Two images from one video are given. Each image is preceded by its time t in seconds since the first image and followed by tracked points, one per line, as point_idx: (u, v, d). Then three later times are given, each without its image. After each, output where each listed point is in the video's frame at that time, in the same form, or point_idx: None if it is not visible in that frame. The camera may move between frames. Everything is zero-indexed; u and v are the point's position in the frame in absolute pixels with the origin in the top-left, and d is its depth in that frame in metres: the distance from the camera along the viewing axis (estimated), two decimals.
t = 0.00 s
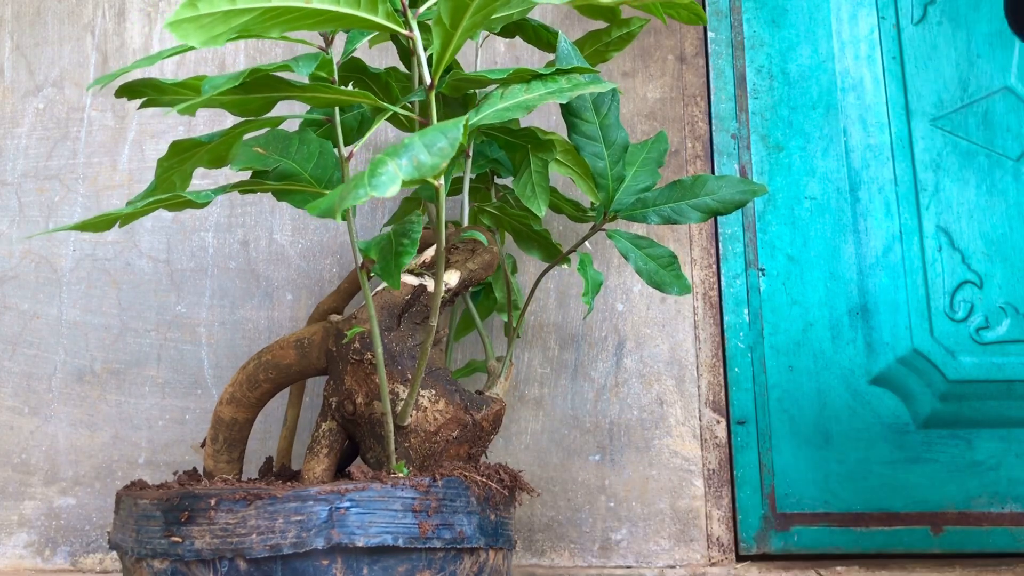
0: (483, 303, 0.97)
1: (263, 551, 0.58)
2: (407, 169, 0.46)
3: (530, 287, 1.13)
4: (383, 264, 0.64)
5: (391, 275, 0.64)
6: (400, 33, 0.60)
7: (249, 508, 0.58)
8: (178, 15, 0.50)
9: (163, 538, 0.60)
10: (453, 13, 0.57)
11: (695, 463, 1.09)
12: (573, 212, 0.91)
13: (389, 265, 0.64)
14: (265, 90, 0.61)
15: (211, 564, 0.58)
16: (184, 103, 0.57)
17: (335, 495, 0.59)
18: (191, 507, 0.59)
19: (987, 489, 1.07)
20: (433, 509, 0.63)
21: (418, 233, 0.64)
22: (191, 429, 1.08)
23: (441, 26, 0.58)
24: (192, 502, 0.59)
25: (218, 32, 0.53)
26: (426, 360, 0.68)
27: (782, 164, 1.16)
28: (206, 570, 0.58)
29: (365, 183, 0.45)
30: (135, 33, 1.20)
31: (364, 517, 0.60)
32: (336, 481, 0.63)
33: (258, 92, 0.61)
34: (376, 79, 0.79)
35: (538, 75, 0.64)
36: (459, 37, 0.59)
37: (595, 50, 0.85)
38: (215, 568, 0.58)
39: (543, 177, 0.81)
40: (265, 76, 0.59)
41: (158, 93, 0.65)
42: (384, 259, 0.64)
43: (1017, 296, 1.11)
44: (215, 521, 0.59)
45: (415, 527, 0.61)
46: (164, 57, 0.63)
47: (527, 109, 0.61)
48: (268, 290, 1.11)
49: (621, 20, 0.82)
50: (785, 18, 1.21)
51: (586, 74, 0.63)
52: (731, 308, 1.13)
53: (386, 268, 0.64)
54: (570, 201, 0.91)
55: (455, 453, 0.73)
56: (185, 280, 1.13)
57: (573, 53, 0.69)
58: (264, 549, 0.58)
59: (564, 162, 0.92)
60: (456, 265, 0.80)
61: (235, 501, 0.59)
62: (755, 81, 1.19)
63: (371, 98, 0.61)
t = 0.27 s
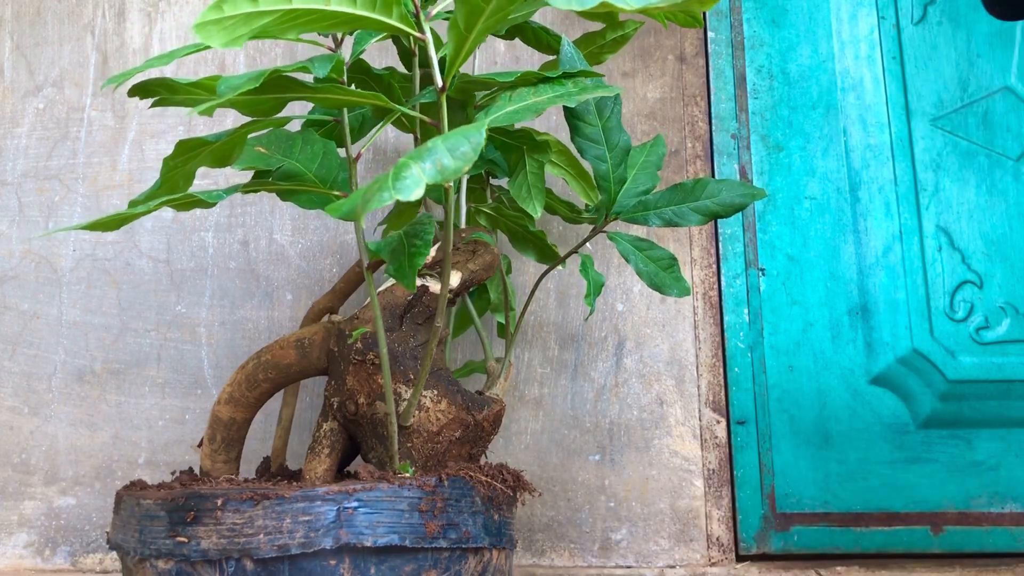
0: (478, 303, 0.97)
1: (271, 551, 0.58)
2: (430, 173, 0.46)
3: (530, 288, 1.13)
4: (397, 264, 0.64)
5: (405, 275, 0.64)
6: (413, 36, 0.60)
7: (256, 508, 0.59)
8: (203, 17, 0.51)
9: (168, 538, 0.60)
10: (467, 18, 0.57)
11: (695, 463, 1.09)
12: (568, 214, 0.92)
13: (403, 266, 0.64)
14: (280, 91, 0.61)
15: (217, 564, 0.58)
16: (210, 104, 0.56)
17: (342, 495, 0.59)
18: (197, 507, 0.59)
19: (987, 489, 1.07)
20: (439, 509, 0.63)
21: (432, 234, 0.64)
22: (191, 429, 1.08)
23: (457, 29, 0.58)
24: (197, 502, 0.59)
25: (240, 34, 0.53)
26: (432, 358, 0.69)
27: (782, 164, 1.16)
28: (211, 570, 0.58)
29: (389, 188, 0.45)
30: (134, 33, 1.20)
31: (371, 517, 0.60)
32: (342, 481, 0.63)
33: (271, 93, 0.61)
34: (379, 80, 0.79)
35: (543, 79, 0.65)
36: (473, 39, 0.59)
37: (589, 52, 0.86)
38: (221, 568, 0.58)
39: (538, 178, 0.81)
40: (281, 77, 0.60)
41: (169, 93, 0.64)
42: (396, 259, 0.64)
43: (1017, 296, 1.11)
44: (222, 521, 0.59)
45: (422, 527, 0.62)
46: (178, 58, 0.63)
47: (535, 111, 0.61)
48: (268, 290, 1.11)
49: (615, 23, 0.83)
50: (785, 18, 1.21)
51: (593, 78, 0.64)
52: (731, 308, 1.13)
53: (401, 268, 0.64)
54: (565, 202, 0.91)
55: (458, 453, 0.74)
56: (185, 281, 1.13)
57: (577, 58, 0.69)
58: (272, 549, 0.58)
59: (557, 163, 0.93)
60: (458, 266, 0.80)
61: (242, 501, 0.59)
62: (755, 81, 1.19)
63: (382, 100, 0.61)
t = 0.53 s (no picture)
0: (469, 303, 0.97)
1: (279, 551, 0.58)
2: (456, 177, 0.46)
3: (530, 288, 1.13)
4: (410, 267, 0.65)
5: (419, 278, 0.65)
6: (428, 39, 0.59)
7: (263, 509, 0.59)
8: (232, 18, 0.51)
9: (174, 538, 0.60)
10: (483, 21, 0.57)
11: (695, 463, 1.09)
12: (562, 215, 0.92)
13: (416, 266, 0.65)
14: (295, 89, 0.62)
15: (225, 564, 0.58)
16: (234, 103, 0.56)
17: (350, 495, 0.60)
18: (203, 507, 0.59)
19: (987, 489, 1.07)
20: (445, 509, 0.63)
21: (444, 236, 0.65)
22: (191, 429, 1.08)
23: (472, 28, 0.58)
24: (204, 502, 0.59)
25: (264, 34, 0.53)
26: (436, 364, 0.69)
27: (782, 164, 1.16)
28: (218, 570, 0.58)
29: (416, 190, 0.44)
30: (134, 33, 1.20)
31: (379, 517, 0.60)
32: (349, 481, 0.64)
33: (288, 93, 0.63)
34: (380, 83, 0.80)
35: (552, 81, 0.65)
36: (487, 41, 0.59)
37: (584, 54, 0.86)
38: (228, 568, 0.58)
39: (534, 180, 0.81)
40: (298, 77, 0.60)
41: (184, 92, 0.65)
42: (409, 260, 0.65)
43: (1017, 296, 1.11)
44: (229, 521, 0.59)
45: (428, 527, 0.62)
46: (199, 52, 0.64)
47: (546, 115, 0.59)
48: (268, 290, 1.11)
49: (610, 26, 0.83)
50: (785, 18, 1.21)
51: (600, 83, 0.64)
52: (731, 308, 1.13)
53: (414, 270, 0.65)
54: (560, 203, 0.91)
55: (460, 453, 0.74)
56: (185, 281, 1.13)
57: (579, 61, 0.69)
58: (280, 549, 0.58)
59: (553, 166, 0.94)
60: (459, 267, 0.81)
61: (249, 502, 0.59)
62: (755, 81, 1.19)
63: (393, 99, 0.61)
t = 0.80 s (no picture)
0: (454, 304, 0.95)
1: (304, 551, 0.58)
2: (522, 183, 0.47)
3: (529, 288, 1.13)
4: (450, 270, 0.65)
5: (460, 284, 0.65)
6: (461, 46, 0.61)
7: (287, 509, 0.59)
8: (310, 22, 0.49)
9: (190, 539, 0.60)
10: (528, 35, 0.60)
11: (695, 463, 1.09)
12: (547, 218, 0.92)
13: (453, 272, 0.65)
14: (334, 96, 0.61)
15: (245, 565, 0.58)
16: (295, 106, 0.54)
17: (374, 495, 0.61)
18: (223, 507, 0.59)
19: (987, 489, 1.07)
20: (462, 509, 0.65)
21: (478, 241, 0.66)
22: (191, 429, 1.08)
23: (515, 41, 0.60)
24: (223, 503, 0.59)
25: (329, 39, 0.52)
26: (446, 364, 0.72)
27: (782, 164, 1.16)
28: (238, 570, 0.58)
29: (488, 200, 0.45)
30: (135, 33, 1.20)
31: (402, 517, 0.61)
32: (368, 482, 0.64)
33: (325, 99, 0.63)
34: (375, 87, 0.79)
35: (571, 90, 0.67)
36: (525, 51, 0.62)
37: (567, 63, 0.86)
38: (248, 568, 0.58)
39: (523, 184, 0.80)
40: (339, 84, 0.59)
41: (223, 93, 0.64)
42: (445, 266, 0.65)
43: (1017, 296, 1.11)
44: (251, 522, 0.59)
45: (448, 526, 0.63)
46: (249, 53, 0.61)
47: (568, 124, 0.64)
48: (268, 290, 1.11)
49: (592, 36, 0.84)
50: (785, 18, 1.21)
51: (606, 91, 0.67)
52: (731, 308, 1.13)
53: (456, 274, 0.65)
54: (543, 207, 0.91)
55: (465, 454, 0.75)
56: (185, 280, 1.13)
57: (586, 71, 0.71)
58: (305, 549, 0.58)
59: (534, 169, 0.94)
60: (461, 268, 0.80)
61: (272, 502, 0.59)
62: (755, 81, 1.19)
63: (432, 105, 0.62)
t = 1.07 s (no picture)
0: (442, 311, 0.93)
1: (332, 550, 0.59)
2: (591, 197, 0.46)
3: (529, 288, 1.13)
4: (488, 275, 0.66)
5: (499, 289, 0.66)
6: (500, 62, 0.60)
7: (314, 509, 0.59)
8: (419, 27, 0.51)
9: (211, 540, 0.59)
10: (573, 50, 0.61)
11: (695, 463, 1.09)
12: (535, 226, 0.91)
13: (494, 278, 0.66)
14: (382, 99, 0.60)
15: (269, 565, 0.58)
16: (375, 116, 0.51)
17: (398, 495, 0.61)
18: (247, 508, 0.60)
19: (987, 489, 1.07)
20: (478, 509, 0.66)
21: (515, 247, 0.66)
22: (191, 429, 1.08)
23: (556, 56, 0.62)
24: (246, 503, 0.60)
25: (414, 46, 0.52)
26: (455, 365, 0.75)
27: (782, 164, 1.16)
28: (262, 570, 0.59)
29: (564, 212, 0.44)
30: (135, 33, 1.20)
31: (426, 517, 0.62)
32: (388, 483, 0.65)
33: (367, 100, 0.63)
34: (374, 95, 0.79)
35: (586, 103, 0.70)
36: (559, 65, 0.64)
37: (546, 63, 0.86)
38: (272, 568, 0.58)
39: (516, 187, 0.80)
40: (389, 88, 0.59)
41: (268, 94, 0.62)
42: (484, 271, 0.66)
43: (1017, 297, 1.11)
44: (277, 522, 0.59)
45: (466, 526, 0.65)
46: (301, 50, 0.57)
47: (594, 134, 0.66)
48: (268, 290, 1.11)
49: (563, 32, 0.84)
50: (785, 18, 1.21)
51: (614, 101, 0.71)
52: (731, 308, 1.13)
53: (496, 279, 0.66)
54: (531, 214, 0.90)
55: (470, 455, 0.76)
56: (185, 280, 1.13)
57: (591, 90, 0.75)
58: (333, 548, 0.59)
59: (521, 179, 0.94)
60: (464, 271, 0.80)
61: (297, 502, 0.59)
62: (755, 81, 1.19)
63: (471, 114, 0.61)
